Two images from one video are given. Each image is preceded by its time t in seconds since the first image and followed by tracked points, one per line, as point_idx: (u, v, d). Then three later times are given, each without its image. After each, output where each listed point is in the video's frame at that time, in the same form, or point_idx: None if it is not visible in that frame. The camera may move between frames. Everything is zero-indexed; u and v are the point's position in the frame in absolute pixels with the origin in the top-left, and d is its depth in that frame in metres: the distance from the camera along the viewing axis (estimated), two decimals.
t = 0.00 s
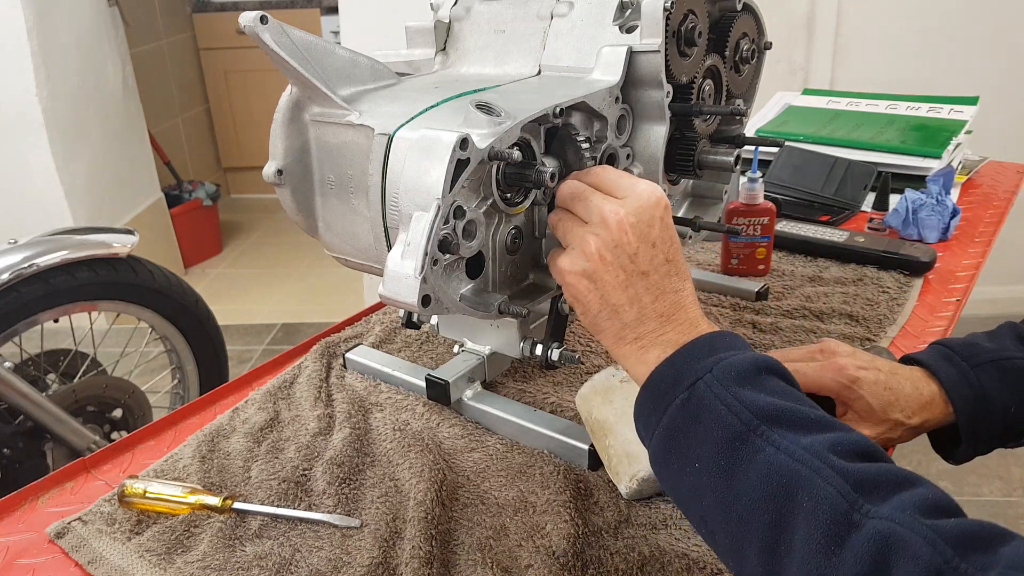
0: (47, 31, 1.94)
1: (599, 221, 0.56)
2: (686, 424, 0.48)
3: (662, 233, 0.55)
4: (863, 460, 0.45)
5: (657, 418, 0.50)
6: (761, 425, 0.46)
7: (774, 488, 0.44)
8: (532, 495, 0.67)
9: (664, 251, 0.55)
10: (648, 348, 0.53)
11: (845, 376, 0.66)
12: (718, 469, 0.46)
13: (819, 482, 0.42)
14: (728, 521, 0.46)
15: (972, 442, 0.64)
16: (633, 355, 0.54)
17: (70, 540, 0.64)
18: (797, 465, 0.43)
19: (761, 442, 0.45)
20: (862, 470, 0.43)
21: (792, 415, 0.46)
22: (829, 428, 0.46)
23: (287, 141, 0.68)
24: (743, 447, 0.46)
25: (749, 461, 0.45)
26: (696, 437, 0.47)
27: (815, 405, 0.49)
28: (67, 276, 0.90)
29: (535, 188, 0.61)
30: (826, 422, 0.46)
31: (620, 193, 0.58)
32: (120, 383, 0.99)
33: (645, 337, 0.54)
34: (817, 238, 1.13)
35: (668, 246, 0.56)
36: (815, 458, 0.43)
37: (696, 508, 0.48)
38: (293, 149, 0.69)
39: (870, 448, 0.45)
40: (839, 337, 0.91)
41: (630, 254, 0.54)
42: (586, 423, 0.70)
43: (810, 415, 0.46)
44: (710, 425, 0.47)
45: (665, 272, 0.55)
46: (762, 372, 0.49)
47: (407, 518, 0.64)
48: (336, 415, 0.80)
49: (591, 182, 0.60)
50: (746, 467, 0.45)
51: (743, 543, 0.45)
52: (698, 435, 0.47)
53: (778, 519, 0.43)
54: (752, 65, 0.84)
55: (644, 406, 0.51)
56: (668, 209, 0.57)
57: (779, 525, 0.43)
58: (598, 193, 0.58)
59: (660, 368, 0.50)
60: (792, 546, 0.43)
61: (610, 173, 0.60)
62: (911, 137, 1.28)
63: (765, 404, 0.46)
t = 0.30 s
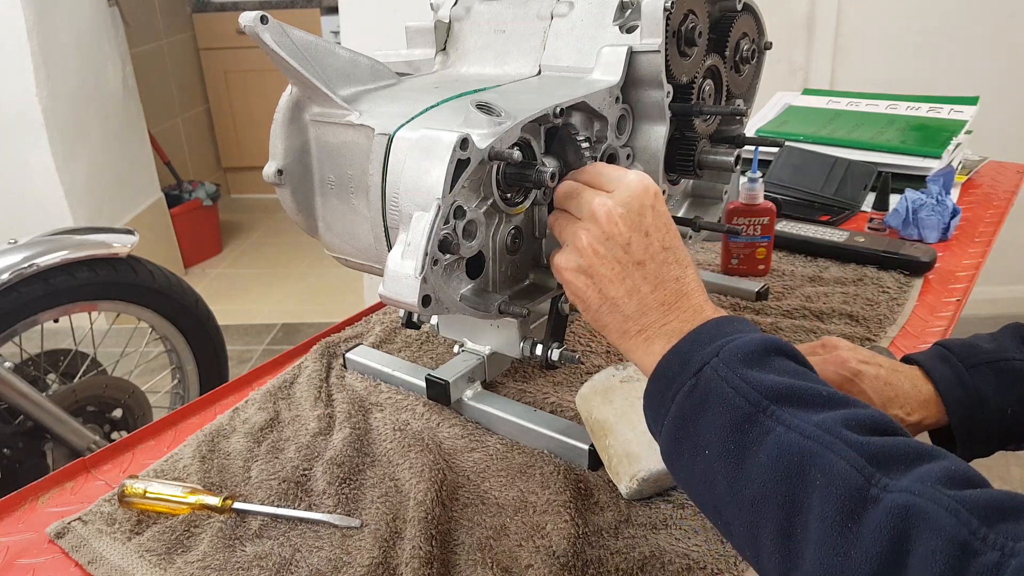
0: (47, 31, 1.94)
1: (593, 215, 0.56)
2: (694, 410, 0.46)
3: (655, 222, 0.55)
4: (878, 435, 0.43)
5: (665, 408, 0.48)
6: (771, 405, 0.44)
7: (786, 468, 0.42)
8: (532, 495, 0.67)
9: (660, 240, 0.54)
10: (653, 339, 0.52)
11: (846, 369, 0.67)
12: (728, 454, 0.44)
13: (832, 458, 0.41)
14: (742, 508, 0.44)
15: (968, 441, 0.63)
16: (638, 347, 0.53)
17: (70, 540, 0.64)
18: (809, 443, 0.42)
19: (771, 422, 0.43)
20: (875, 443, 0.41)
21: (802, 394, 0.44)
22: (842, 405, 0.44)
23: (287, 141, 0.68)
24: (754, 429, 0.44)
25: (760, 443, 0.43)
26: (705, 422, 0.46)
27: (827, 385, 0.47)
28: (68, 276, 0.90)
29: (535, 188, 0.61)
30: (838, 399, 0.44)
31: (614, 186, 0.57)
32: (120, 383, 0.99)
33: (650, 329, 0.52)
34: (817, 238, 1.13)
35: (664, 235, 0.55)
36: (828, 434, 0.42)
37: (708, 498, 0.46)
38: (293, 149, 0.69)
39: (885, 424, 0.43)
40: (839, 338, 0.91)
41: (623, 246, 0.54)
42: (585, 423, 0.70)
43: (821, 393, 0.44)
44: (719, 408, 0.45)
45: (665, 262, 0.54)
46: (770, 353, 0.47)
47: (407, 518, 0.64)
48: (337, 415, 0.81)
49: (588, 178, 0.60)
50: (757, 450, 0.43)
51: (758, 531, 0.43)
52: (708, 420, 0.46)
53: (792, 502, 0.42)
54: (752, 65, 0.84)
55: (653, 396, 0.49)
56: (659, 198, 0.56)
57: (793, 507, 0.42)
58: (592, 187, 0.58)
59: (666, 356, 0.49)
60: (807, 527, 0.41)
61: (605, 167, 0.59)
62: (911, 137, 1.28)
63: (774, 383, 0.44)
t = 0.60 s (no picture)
0: (47, 31, 1.94)
1: (591, 213, 0.56)
2: (685, 404, 0.46)
3: (652, 218, 0.55)
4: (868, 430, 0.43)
5: (656, 403, 0.48)
6: (762, 400, 0.44)
7: (775, 462, 0.42)
8: (532, 495, 0.67)
9: (658, 236, 0.54)
10: (649, 337, 0.52)
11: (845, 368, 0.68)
12: (719, 448, 0.44)
13: (821, 451, 0.40)
14: (730, 503, 0.43)
15: (967, 439, 0.63)
16: (636, 345, 0.53)
17: (70, 540, 0.64)
18: (799, 436, 0.41)
19: (761, 416, 0.43)
20: (865, 438, 0.41)
21: (794, 388, 0.44)
22: (834, 400, 0.44)
23: (287, 141, 0.68)
24: (745, 423, 0.44)
25: (750, 437, 0.43)
26: (696, 416, 0.45)
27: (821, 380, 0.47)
28: (68, 276, 0.90)
29: (535, 188, 0.61)
30: (829, 394, 0.44)
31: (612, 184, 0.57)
32: (121, 383, 0.99)
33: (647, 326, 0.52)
34: (817, 237, 1.13)
35: (661, 231, 0.55)
36: (817, 427, 0.41)
37: (699, 493, 0.45)
38: (293, 149, 0.69)
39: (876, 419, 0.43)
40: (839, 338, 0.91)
41: (621, 243, 0.54)
42: (585, 423, 0.70)
43: (813, 388, 0.44)
44: (710, 402, 0.45)
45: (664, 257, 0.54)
46: (764, 347, 0.47)
47: (407, 518, 0.64)
48: (337, 415, 0.81)
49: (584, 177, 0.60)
50: (747, 444, 0.43)
51: (746, 525, 0.43)
52: (700, 414, 0.45)
53: (781, 496, 0.41)
54: (752, 65, 0.84)
55: (647, 390, 0.48)
56: (658, 194, 0.56)
57: (781, 501, 0.41)
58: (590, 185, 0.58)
59: (659, 352, 0.49)
60: (796, 521, 0.41)
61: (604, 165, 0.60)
62: (911, 136, 1.28)
63: (766, 377, 0.44)
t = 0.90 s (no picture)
0: (47, 31, 1.94)
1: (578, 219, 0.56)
2: (686, 400, 0.46)
3: (636, 217, 0.54)
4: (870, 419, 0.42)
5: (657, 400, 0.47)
6: (762, 393, 0.43)
7: (776, 456, 0.42)
8: (532, 495, 0.67)
9: (644, 234, 0.54)
10: (648, 337, 0.52)
11: (854, 357, 0.68)
12: (720, 444, 0.44)
13: (823, 443, 0.40)
14: (733, 497, 0.43)
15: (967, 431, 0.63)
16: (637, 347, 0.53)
17: (71, 540, 0.64)
18: (800, 429, 0.41)
19: (762, 410, 0.43)
20: (866, 428, 0.40)
21: (793, 380, 0.43)
22: (834, 389, 0.44)
23: (287, 140, 0.68)
24: (746, 417, 0.44)
25: (751, 432, 0.43)
26: (697, 412, 0.45)
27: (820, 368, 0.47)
28: (68, 276, 0.90)
29: (534, 188, 0.61)
30: (829, 385, 0.44)
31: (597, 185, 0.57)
32: (121, 383, 0.99)
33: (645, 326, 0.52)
34: (817, 237, 1.13)
35: (648, 229, 0.54)
36: (819, 419, 0.41)
37: (701, 488, 0.45)
38: (292, 149, 0.69)
39: (876, 406, 0.43)
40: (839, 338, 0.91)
41: (606, 248, 0.54)
42: (585, 422, 0.70)
43: (812, 379, 0.44)
44: (709, 398, 0.45)
45: (656, 254, 0.53)
46: (761, 339, 0.46)
47: (407, 518, 0.64)
48: (337, 415, 0.81)
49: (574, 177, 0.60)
50: (748, 439, 0.43)
51: (750, 520, 0.43)
52: (701, 411, 0.45)
53: (784, 490, 0.41)
54: (752, 65, 0.84)
55: (647, 388, 0.48)
56: (640, 192, 0.56)
57: (784, 494, 0.41)
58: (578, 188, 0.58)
59: (657, 348, 0.48)
60: (799, 514, 0.41)
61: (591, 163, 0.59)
62: (910, 137, 1.28)
63: (765, 369, 0.44)
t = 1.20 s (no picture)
0: (47, 32, 1.94)
1: (616, 234, 0.41)
2: (680, 474, 0.37)
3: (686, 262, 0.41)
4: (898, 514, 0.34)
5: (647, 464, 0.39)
6: (769, 477, 0.35)
7: (779, 554, 0.34)
8: (532, 495, 0.67)
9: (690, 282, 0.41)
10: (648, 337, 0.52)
11: (943, 181, 0.58)
12: (715, 531, 0.36)
13: (836, 547, 0.32)
14: None
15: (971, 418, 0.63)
16: (639, 394, 0.41)
17: (71, 540, 0.64)
18: (811, 524, 0.33)
19: (770, 497, 0.35)
20: (891, 532, 0.33)
21: (810, 465, 0.35)
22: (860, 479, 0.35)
23: (287, 140, 0.68)
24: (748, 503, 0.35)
25: (755, 521, 0.35)
26: (693, 490, 0.37)
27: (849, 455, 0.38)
28: (68, 276, 0.90)
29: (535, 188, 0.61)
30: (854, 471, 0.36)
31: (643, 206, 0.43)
32: (121, 383, 0.99)
33: (653, 372, 0.41)
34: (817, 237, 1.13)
35: (694, 278, 0.42)
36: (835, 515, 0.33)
37: None
38: (292, 149, 0.69)
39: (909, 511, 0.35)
40: (838, 338, 0.91)
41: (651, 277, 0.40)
42: (586, 423, 0.70)
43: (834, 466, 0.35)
44: (706, 476, 0.36)
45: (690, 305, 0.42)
46: (774, 411, 0.38)
47: (407, 518, 0.64)
48: (337, 415, 0.81)
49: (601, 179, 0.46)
50: (750, 529, 0.35)
51: None
52: (698, 489, 0.37)
53: None
54: (752, 65, 0.84)
55: (639, 447, 0.40)
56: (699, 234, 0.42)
57: None
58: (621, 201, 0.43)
59: (651, 406, 0.39)
60: None
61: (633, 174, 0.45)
62: (910, 137, 1.28)
63: (776, 449, 0.35)
